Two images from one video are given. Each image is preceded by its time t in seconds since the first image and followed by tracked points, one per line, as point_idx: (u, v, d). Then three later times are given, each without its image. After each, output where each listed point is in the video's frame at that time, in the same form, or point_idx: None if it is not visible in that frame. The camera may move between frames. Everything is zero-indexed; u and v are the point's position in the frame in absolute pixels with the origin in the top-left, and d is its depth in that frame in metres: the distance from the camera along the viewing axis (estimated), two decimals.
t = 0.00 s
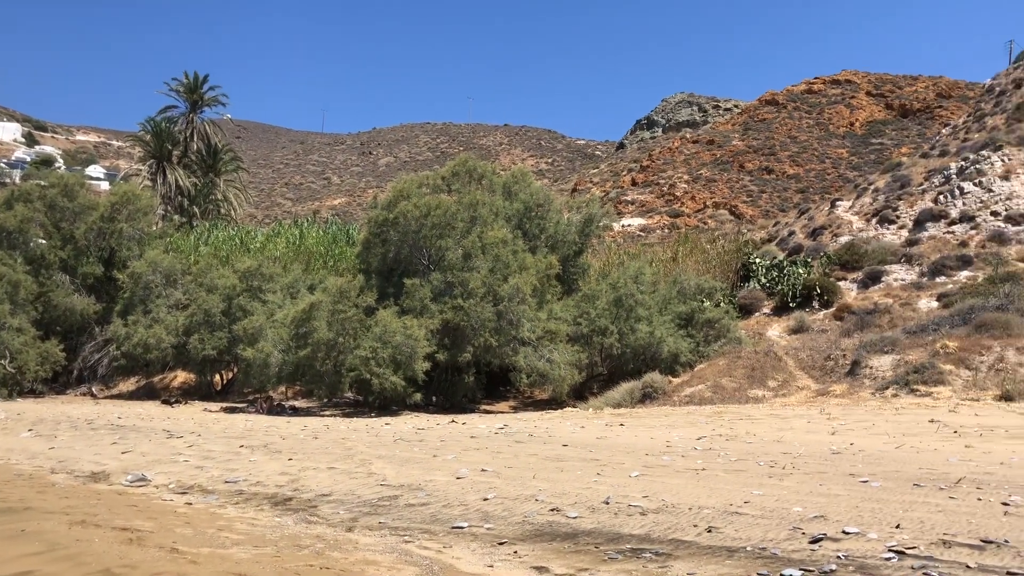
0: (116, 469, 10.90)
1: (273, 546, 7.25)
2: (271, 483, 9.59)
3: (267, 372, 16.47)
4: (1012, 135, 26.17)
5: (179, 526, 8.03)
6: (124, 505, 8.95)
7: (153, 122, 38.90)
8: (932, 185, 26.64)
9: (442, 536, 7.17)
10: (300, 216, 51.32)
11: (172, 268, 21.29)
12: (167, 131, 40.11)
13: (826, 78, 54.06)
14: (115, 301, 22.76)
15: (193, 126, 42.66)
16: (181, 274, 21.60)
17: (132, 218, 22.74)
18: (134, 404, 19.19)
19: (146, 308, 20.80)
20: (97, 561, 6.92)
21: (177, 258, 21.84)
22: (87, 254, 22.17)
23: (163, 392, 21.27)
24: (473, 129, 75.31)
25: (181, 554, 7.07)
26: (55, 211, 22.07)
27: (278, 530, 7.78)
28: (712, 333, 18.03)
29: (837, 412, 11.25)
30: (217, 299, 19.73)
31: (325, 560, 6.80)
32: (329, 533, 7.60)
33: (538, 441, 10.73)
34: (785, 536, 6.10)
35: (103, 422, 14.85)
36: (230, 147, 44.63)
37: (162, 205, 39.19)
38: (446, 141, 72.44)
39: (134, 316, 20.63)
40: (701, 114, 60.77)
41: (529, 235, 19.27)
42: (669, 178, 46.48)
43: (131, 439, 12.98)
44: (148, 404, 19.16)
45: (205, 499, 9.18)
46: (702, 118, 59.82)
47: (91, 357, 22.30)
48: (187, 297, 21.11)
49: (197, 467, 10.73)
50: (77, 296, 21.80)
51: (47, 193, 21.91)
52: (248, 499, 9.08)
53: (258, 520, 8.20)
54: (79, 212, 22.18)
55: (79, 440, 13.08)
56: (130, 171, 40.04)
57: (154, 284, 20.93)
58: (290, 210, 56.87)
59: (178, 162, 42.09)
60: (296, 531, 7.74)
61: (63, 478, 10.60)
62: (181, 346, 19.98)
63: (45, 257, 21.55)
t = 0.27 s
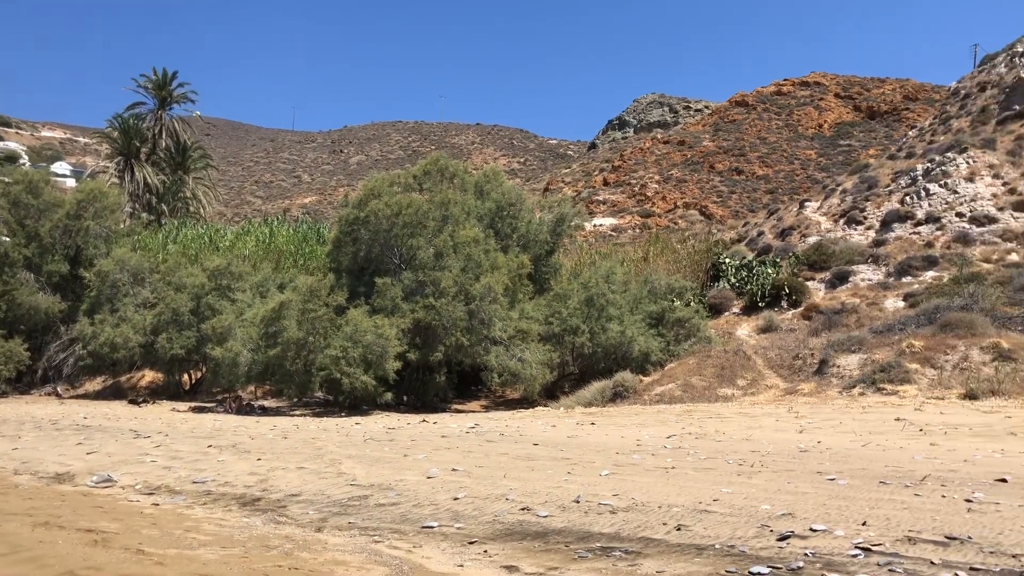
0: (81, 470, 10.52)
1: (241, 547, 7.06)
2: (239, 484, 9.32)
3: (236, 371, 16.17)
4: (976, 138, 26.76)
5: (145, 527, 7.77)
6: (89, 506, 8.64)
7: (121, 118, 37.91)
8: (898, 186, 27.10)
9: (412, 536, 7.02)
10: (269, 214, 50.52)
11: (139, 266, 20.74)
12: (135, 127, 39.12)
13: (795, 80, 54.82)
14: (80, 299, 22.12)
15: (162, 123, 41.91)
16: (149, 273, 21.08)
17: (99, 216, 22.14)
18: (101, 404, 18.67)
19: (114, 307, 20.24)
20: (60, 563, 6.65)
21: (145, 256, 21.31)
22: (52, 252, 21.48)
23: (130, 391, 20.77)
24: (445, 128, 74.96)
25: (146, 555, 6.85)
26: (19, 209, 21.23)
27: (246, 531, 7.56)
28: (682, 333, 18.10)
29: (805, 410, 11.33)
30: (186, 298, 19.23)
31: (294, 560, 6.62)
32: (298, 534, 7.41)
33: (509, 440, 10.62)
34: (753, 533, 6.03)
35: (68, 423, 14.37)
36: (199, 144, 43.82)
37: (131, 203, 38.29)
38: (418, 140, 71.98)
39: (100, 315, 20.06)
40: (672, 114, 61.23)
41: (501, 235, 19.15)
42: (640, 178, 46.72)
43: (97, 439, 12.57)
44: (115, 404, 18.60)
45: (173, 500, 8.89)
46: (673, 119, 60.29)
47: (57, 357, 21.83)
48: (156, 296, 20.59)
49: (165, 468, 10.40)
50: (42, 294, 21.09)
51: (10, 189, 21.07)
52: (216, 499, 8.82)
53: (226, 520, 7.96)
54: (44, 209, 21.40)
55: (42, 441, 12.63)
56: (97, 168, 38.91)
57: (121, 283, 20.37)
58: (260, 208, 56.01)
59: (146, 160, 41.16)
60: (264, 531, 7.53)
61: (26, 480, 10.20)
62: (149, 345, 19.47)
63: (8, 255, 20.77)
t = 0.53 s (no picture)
0: (41, 470, 10.12)
1: (206, 546, 6.84)
2: (204, 482, 9.06)
3: (203, 369, 15.81)
4: (938, 139, 27.33)
5: (107, 527, 7.49)
6: (49, 506, 8.32)
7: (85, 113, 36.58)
8: (863, 186, 27.59)
9: (380, 534, 6.88)
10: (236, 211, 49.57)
11: (103, 263, 20.12)
12: (99, 123, 37.84)
13: (762, 80, 55.52)
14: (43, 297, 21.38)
15: (126, 118, 40.43)
16: (113, 270, 20.46)
17: (62, 211, 21.50)
18: (62, 403, 17.92)
19: (77, 304, 19.62)
20: (18, 564, 6.36)
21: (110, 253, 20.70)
22: (11, 248, 20.71)
23: (93, 391, 20.26)
24: (415, 125, 74.41)
25: (108, 556, 6.60)
26: None
27: (211, 530, 7.33)
28: (650, 330, 18.17)
29: (771, 406, 11.43)
30: (151, 295, 18.63)
31: (260, 559, 6.43)
32: (264, 532, 7.21)
33: (477, 438, 10.51)
34: (719, 529, 5.96)
35: (28, 422, 13.89)
36: (165, 140, 42.80)
37: (95, 200, 36.72)
38: (387, 137, 71.34)
39: (63, 312, 19.47)
40: (641, 113, 61.63)
41: (470, 232, 18.98)
42: (609, 176, 46.92)
43: (58, 439, 12.14)
44: (76, 403, 17.96)
45: (136, 499, 8.60)
46: (642, 118, 60.67)
47: (17, 355, 21.35)
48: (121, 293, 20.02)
49: (128, 467, 10.07)
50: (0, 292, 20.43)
51: None
52: (181, 498, 8.55)
53: (191, 519, 7.72)
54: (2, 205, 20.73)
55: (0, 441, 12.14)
56: (60, 163, 37.61)
57: (85, 279, 19.71)
58: (227, 205, 54.98)
59: (109, 155, 39.84)
60: (230, 530, 7.31)
61: None
62: (113, 343, 18.93)
63: None
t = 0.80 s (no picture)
0: None
1: (165, 546, 6.56)
2: (164, 482, 8.73)
3: (162, 367, 15.36)
4: (898, 140, 28.01)
5: (62, 528, 7.16)
6: None
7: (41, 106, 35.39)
8: (823, 185, 28.07)
9: (342, 533, 6.68)
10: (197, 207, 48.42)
11: (61, 259, 19.37)
12: (55, 116, 36.60)
13: (725, 80, 56.22)
14: None
15: (84, 113, 39.74)
16: (71, 267, 19.74)
17: (17, 207, 20.92)
18: (14, 403, 16.91)
19: (32, 301, 18.95)
20: None
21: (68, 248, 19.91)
22: None
23: (49, 390, 19.63)
24: (380, 121, 73.65)
25: (61, 557, 6.30)
26: None
27: (170, 530, 7.06)
28: (614, 328, 18.20)
29: (733, 404, 11.49)
30: (110, 291, 17.87)
31: (219, 559, 6.19)
32: (224, 532, 6.96)
33: (441, 436, 10.34)
34: (681, 525, 5.79)
35: None
36: (125, 135, 41.57)
37: (50, 195, 35.69)
38: (351, 132, 70.47)
39: (16, 310, 18.78)
40: (606, 112, 61.95)
41: (435, 229, 18.74)
42: (575, 174, 47.05)
43: (9, 438, 11.62)
44: (31, 403, 17.13)
45: (93, 499, 8.24)
46: (607, 116, 61.00)
47: None
48: (78, 290, 19.34)
49: (85, 467, 9.67)
50: None
51: None
52: (139, 498, 8.22)
53: (150, 519, 7.42)
54: None
55: None
56: (13, 156, 36.34)
57: (41, 275, 19.01)
58: (188, 201, 53.70)
59: (67, 150, 38.80)
60: (189, 530, 7.04)
61: None
62: (70, 340, 18.28)
63: None
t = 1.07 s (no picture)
0: None
1: (120, 549, 6.31)
2: (121, 484, 8.40)
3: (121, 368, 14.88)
4: (856, 143, 28.66)
5: (13, 533, 6.82)
6: None
7: None
8: (784, 188, 28.54)
9: (303, 534, 6.48)
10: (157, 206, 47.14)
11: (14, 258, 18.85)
12: (9, 111, 35.25)
13: (689, 82, 56.88)
14: None
15: (41, 109, 38.58)
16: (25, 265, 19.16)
17: None
18: None
19: None
20: None
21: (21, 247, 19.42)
22: None
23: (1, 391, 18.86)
24: (344, 119, 72.68)
25: (11, 563, 5.99)
26: None
27: (126, 533, 6.77)
28: (578, 328, 18.22)
29: (694, 403, 11.53)
30: (67, 291, 17.22)
31: (177, 562, 5.98)
32: (183, 534, 6.70)
33: (404, 436, 10.16)
34: (642, 524, 5.71)
35: None
36: (83, 131, 40.20)
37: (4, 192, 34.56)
38: (315, 131, 69.45)
39: None
40: (571, 112, 62.20)
41: (399, 229, 18.47)
42: (539, 175, 47.09)
43: None
44: None
45: (46, 503, 7.87)
46: (572, 118, 61.27)
47: None
48: (33, 288, 18.63)
49: (38, 469, 9.26)
50: None
51: None
52: (95, 500, 7.88)
53: (105, 522, 7.12)
54: None
55: None
56: None
57: None
58: (148, 198, 52.32)
59: (21, 146, 37.61)
60: (147, 533, 6.77)
61: None
62: (24, 340, 17.61)
63: None
